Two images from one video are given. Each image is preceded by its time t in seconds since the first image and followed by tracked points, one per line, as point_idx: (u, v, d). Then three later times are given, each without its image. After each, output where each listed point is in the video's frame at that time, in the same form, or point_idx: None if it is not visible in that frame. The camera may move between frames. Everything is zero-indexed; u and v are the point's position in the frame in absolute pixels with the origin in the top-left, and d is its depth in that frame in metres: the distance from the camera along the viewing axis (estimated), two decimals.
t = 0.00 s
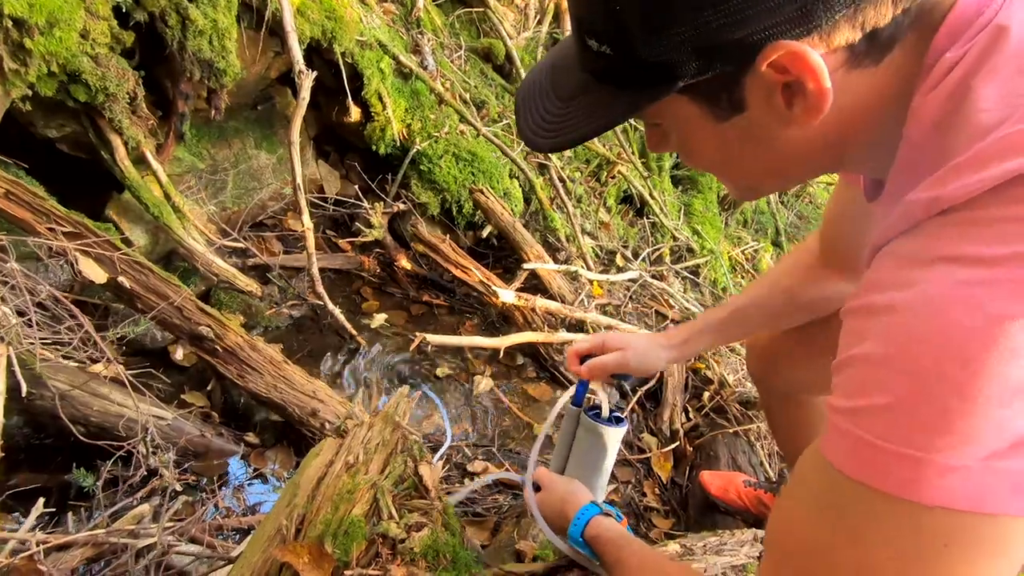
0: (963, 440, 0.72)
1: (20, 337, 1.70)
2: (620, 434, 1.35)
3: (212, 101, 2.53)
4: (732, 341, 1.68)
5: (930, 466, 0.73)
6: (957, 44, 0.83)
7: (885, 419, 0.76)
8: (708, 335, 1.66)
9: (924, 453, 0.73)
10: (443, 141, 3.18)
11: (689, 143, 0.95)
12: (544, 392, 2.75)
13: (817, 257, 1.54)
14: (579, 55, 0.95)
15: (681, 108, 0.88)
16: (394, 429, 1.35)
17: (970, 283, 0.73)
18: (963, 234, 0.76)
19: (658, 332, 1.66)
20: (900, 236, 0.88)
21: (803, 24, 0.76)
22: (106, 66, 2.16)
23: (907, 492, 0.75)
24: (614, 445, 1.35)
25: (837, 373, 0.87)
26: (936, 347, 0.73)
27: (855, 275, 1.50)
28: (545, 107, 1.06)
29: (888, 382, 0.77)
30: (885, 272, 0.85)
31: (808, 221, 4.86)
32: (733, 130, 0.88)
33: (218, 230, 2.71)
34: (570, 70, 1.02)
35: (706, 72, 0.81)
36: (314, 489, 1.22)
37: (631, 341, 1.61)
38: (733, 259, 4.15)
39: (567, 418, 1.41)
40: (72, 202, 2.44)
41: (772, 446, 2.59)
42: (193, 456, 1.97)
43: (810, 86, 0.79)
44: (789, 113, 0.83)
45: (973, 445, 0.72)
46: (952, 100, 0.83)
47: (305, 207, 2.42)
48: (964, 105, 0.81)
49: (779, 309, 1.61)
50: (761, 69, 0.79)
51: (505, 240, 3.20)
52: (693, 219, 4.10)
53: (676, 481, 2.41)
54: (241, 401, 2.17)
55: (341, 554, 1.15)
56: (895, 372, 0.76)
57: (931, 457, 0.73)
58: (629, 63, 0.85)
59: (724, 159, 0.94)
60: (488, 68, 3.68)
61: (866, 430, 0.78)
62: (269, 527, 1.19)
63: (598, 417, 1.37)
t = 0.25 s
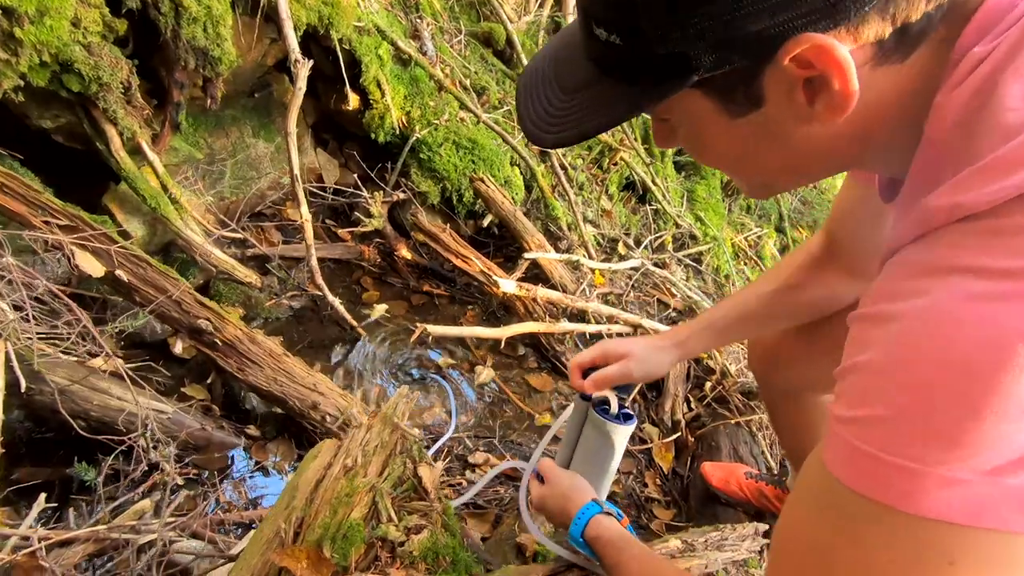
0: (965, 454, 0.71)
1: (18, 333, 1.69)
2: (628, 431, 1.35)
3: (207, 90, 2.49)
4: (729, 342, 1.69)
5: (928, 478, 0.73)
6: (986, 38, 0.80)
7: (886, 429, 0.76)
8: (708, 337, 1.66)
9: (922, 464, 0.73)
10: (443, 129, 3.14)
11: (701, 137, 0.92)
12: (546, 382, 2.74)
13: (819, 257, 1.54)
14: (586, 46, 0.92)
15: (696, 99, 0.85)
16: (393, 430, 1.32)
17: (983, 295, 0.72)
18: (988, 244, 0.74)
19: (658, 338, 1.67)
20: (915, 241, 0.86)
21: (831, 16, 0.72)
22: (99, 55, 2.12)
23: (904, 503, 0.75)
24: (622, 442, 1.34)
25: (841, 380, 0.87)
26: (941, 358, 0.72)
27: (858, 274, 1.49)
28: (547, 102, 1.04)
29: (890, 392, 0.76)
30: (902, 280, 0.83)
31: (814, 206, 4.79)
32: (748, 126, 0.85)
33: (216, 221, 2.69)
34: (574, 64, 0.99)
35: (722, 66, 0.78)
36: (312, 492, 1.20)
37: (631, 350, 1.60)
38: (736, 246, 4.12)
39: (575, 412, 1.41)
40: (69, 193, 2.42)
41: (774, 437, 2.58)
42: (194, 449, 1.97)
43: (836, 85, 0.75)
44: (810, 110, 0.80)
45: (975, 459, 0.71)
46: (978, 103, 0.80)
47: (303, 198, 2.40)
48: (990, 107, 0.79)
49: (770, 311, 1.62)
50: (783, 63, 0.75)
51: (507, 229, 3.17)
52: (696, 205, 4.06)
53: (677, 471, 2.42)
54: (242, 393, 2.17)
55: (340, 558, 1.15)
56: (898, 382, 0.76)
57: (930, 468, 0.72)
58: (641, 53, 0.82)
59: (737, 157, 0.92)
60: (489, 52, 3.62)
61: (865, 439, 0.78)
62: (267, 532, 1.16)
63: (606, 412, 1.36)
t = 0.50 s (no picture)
0: (1000, 484, 0.71)
1: (12, 325, 1.67)
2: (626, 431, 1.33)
3: (200, 75, 2.45)
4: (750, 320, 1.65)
5: (960, 506, 0.73)
6: (1018, 37, 0.79)
7: (917, 455, 0.76)
8: (729, 314, 1.65)
9: (956, 493, 0.73)
10: (441, 114, 3.08)
11: (713, 147, 0.91)
12: (545, 371, 2.73)
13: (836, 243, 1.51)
14: (592, 52, 0.90)
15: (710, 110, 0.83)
16: (389, 430, 1.31)
17: (1019, 315, 0.70)
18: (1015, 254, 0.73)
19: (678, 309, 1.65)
20: (941, 251, 0.85)
21: (861, 14, 0.71)
22: (87, 40, 2.10)
23: (932, 527, 0.75)
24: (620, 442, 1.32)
25: (865, 397, 0.86)
26: (977, 386, 0.71)
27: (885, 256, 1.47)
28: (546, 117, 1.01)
29: (921, 415, 0.76)
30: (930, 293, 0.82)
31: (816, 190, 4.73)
32: (766, 134, 0.83)
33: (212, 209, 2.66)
34: (573, 74, 0.96)
35: (743, 69, 0.76)
36: (308, 494, 1.18)
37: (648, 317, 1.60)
38: (738, 231, 4.07)
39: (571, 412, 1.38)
40: (62, 182, 2.38)
41: (774, 426, 2.58)
42: (193, 441, 1.96)
43: (868, 86, 0.74)
44: (836, 114, 0.78)
45: (1008, 488, 0.71)
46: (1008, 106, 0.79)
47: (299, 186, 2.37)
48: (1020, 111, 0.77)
49: (794, 292, 1.58)
50: (809, 65, 0.74)
51: (506, 216, 3.13)
52: (697, 190, 4.01)
53: (677, 461, 2.41)
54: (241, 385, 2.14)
55: (336, 561, 1.13)
56: (931, 406, 0.75)
57: (963, 497, 0.73)
58: (652, 61, 0.81)
59: (755, 165, 0.90)
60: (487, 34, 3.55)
61: (895, 463, 0.78)
62: (263, 533, 1.16)
63: (603, 413, 1.35)
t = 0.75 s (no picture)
0: (1001, 497, 0.71)
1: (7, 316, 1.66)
2: (624, 422, 1.36)
3: (192, 55, 2.40)
4: (732, 338, 1.60)
5: (959, 518, 0.73)
6: None
7: (918, 466, 0.76)
8: (703, 339, 1.58)
9: (955, 504, 0.73)
10: (440, 93, 3.02)
11: (724, 145, 0.90)
12: (546, 355, 2.71)
13: (823, 247, 1.48)
14: (599, 55, 0.90)
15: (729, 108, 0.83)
16: (391, 429, 1.29)
17: None
18: None
19: (650, 339, 1.54)
20: (956, 257, 0.84)
21: (893, 14, 0.69)
22: (75, 20, 2.07)
23: (933, 539, 0.75)
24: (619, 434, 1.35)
25: (868, 406, 0.87)
26: (982, 400, 0.71)
27: (866, 270, 1.47)
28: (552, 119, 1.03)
29: (924, 426, 0.76)
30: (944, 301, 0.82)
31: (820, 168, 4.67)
32: (783, 137, 0.82)
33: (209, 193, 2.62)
34: (579, 78, 0.97)
35: (766, 69, 0.75)
36: (311, 493, 1.18)
37: (621, 352, 1.46)
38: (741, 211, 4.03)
39: (570, 404, 1.40)
40: (55, 166, 2.34)
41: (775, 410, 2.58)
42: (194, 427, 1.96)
43: (898, 90, 0.72)
44: (861, 117, 0.76)
45: (1010, 502, 0.71)
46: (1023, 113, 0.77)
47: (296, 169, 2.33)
48: None
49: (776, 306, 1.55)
50: (835, 67, 0.72)
51: (507, 198, 3.08)
52: (700, 169, 3.96)
53: (677, 444, 2.42)
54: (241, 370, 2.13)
55: (339, 562, 1.13)
56: (934, 418, 0.75)
57: (962, 508, 0.73)
58: (667, 59, 0.79)
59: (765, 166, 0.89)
60: (486, 11, 3.47)
61: (897, 474, 0.78)
62: (265, 533, 1.16)
63: (601, 405, 1.37)
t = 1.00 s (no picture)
0: (1017, 519, 0.76)
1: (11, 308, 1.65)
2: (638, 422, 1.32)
3: (191, 40, 2.36)
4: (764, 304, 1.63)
5: (977, 537, 0.78)
6: None
7: (941, 487, 0.80)
8: (742, 296, 1.63)
9: (975, 524, 0.78)
10: (443, 77, 2.97)
11: (747, 158, 0.90)
12: (550, 343, 2.70)
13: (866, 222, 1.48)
14: (616, 71, 0.92)
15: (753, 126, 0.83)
16: (398, 428, 1.27)
17: None
18: None
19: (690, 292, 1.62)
20: (986, 276, 0.88)
21: (929, 29, 0.68)
22: (71, 4, 2.03)
23: (947, 555, 0.79)
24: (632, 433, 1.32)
25: (886, 422, 0.90)
26: (1009, 428, 0.75)
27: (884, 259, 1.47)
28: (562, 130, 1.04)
29: (947, 448, 0.80)
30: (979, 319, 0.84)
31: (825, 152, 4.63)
32: (807, 151, 0.83)
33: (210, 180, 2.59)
34: (590, 92, 0.99)
35: (792, 86, 0.75)
36: (318, 492, 1.17)
37: (662, 304, 1.56)
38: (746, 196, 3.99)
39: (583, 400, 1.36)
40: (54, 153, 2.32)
41: (779, 399, 2.58)
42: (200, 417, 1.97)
43: (932, 107, 0.70)
44: (891, 133, 0.75)
45: None
46: None
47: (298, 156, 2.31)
48: None
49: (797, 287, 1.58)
50: (867, 84, 0.71)
51: (510, 184, 3.05)
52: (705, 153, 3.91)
53: (681, 433, 2.41)
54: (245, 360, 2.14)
55: (349, 562, 1.13)
56: (957, 441, 0.79)
57: (982, 528, 0.77)
58: (688, 75, 0.80)
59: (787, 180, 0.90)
60: None
61: (918, 493, 0.82)
62: (274, 531, 1.15)
63: (615, 403, 1.32)
